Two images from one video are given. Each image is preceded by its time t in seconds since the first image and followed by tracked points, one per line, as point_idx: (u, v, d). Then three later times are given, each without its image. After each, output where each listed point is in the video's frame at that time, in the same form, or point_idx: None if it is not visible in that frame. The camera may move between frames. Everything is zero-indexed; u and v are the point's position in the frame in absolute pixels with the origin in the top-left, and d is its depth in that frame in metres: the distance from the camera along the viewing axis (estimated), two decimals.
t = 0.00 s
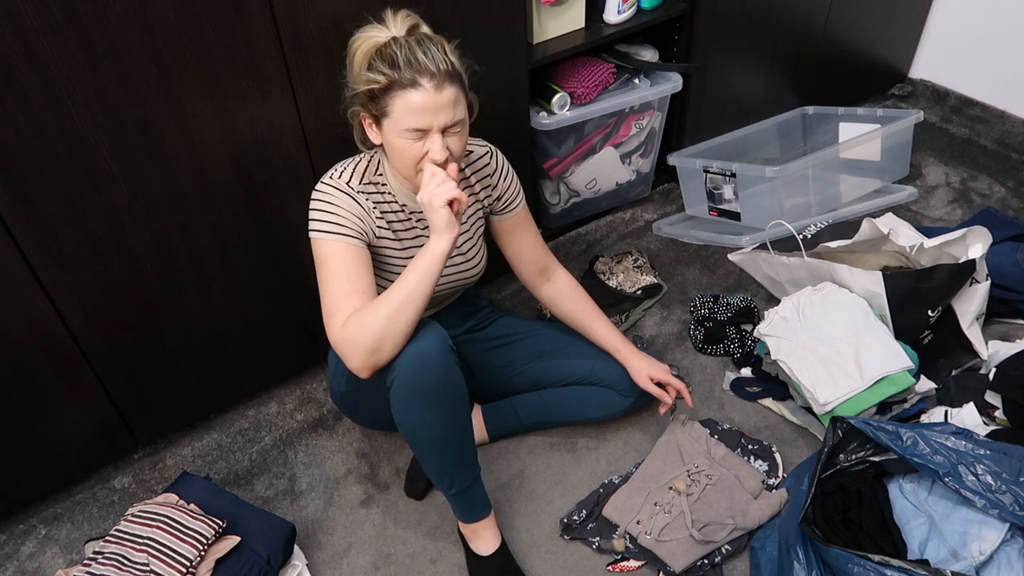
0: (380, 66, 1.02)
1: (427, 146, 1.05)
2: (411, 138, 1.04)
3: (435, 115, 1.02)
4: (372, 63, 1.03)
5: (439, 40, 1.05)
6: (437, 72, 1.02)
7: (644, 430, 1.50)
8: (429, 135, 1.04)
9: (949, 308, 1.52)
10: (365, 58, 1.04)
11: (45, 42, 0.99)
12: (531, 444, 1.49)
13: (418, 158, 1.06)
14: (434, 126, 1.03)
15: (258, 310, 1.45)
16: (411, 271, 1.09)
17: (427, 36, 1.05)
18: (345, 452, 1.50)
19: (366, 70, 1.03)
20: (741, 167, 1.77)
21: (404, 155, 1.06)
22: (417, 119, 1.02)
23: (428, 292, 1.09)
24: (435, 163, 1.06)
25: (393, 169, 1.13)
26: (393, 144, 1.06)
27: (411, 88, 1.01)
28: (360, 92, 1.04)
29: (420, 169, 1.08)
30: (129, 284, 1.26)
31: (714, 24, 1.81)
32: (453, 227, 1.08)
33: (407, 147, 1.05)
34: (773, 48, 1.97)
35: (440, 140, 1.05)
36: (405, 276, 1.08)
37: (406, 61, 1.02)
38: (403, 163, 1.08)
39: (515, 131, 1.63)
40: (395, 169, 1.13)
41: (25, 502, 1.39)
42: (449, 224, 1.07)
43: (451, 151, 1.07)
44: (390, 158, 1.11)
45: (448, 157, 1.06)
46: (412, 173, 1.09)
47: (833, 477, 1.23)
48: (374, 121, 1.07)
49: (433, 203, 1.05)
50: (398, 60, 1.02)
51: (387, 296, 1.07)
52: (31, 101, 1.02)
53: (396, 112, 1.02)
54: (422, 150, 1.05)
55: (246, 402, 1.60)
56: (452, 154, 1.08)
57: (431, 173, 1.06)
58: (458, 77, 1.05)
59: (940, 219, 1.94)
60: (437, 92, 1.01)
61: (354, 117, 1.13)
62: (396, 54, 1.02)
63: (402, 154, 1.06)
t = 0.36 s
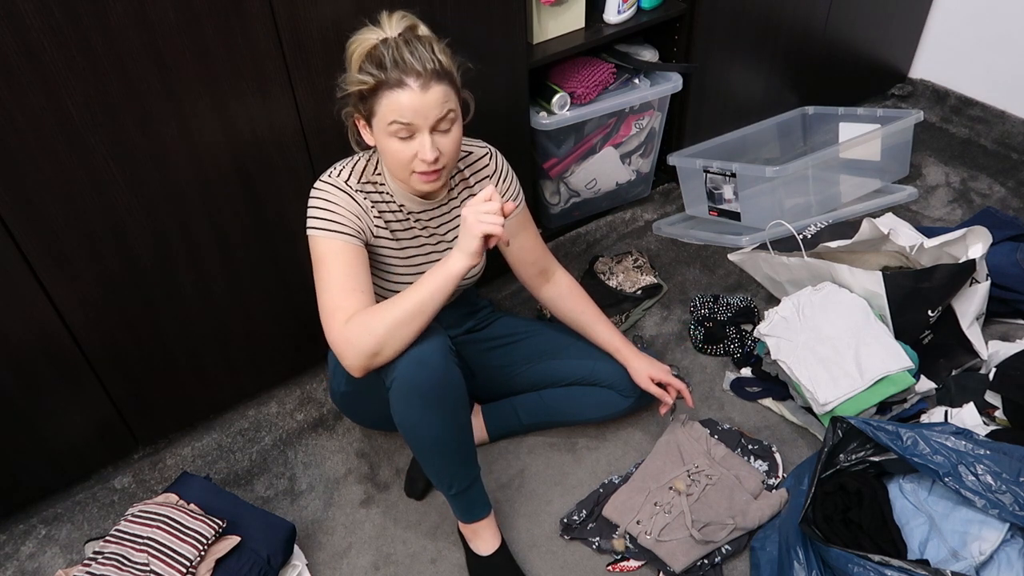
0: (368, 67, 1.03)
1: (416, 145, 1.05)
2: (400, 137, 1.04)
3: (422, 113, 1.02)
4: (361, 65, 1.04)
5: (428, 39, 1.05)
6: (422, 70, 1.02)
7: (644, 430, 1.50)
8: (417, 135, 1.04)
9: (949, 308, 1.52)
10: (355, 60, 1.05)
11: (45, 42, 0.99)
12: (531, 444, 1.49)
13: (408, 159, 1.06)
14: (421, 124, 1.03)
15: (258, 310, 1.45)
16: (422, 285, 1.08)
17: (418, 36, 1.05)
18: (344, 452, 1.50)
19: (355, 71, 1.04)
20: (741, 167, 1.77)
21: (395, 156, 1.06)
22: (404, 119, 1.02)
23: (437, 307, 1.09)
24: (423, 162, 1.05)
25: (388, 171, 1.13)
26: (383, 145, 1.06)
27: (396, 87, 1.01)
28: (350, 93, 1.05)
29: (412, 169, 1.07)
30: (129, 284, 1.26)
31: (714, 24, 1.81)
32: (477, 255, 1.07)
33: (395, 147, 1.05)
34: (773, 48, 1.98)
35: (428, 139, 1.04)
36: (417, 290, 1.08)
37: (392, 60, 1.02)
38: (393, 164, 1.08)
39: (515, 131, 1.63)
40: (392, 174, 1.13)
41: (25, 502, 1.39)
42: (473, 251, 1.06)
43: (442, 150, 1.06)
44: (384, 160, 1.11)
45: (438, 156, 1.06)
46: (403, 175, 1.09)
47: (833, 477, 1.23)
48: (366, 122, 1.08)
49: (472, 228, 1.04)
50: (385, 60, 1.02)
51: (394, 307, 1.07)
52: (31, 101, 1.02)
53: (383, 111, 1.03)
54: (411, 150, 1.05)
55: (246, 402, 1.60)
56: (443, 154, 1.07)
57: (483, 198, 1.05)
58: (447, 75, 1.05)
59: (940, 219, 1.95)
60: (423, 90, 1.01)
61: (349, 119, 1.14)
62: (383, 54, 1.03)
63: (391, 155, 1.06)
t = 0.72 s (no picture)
0: (343, 71, 1.06)
1: (400, 135, 1.05)
2: (384, 132, 1.05)
3: (396, 101, 1.03)
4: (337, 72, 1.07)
5: (396, 33, 1.07)
6: (391, 59, 1.04)
7: (644, 430, 1.50)
8: (399, 124, 1.05)
9: (950, 308, 1.52)
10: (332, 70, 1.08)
11: (45, 42, 0.99)
12: (531, 444, 1.49)
13: (396, 151, 1.06)
14: (398, 111, 1.03)
15: (257, 310, 1.45)
16: (429, 287, 1.09)
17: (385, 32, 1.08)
18: (344, 452, 1.50)
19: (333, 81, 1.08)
20: (741, 167, 1.77)
21: (384, 152, 1.07)
22: (381, 110, 1.03)
23: (446, 305, 1.10)
24: (408, 149, 1.05)
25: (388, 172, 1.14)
26: (372, 145, 1.08)
27: (368, 81, 1.03)
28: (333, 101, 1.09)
29: (403, 161, 1.07)
30: (130, 284, 1.26)
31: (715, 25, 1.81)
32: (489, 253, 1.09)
33: (381, 141, 1.06)
34: (773, 48, 1.98)
35: (410, 126, 1.05)
36: (428, 288, 1.09)
37: (362, 58, 1.04)
38: (386, 161, 1.08)
39: (515, 132, 1.63)
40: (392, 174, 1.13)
41: (26, 502, 1.39)
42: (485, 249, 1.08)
43: (426, 135, 1.06)
44: (380, 161, 1.12)
45: (423, 141, 1.05)
46: (398, 170, 1.09)
47: (834, 477, 1.23)
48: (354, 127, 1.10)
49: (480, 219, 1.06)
50: (356, 61, 1.05)
51: (404, 305, 1.08)
52: (32, 101, 1.02)
53: (361, 108, 1.05)
54: (397, 141, 1.05)
55: (246, 402, 1.60)
56: (430, 139, 1.06)
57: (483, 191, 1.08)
58: (419, 61, 1.06)
59: (940, 219, 1.95)
60: (393, 78, 1.03)
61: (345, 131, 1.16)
62: (354, 55, 1.05)
63: (380, 152, 1.07)
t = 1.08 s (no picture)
0: (341, 73, 1.06)
1: (400, 136, 1.05)
2: (384, 134, 1.05)
3: (396, 102, 1.03)
4: (335, 74, 1.07)
5: (395, 33, 1.07)
6: (390, 61, 1.04)
7: (644, 430, 1.50)
8: (400, 126, 1.05)
9: (950, 308, 1.52)
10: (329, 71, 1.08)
11: (45, 42, 0.99)
12: (531, 444, 1.49)
13: (396, 152, 1.06)
14: (398, 113, 1.03)
15: (257, 310, 1.45)
16: (426, 289, 1.09)
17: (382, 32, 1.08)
18: (344, 452, 1.50)
19: (331, 82, 1.07)
20: (741, 167, 1.77)
21: (384, 154, 1.07)
22: (381, 112, 1.03)
23: (444, 309, 1.10)
24: (409, 151, 1.05)
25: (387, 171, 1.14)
26: (372, 146, 1.08)
27: (367, 83, 1.03)
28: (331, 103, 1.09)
29: (404, 163, 1.07)
30: (130, 284, 1.26)
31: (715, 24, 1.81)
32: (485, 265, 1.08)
33: (381, 143, 1.06)
34: (773, 48, 1.98)
35: (411, 127, 1.05)
36: (426, 292, 1.09)
37: (361, 59, 1.04)
38: (386, 163, 1.08)
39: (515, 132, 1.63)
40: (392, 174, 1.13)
41: (26, 502, 1.39)
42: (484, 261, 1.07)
43: (427, 137, 1.06)
44: (380, 162, 1.12)
45: (424, 143, 1.05)
46: (398, 171, 1.09)
47: (834, 477, 1.23)
48: (354, 129, 1.10)
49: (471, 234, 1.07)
50: (354, 63, 1.05)
51: (401, 308, 1.08)
52: (32, 101, 1.02)
53: (361, 110, 1.05)
54: (397, 142, 1.05)
55: (246, 402, 1.60)
56: (431, 140, 1.06)
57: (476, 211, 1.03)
58: (418, 62, 1.06)
59: (940, 219, 1.95)
60: (393, 79, 1.03)
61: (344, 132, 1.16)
62: (352, 57, 1.05)
63: (380, 154, 1.07)
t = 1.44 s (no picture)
0: (370, 73, 1.02)
1: (429, 144, 1.05)
2: (413, 139, 1.04)
3: (432, 111, 1.03)
4: (359, 72, 1.03)
5: (417, 38, 1.07)
6: (425, 68, 1.03)
7: (644, 430, 1.50)
8: (431, 133, 1.05)
9: (950, 309, 1.52)
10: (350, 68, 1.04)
11: (45, 42, 0.99)
12: (531, 444, 1.49)
13: (422, 158, 1.06)
14: (432, 122, 1.04)
15: (257, 310, 1.45)
16: (432, 299, 1.09)
17: (404, 36, 1.06)
18: (344, 452, 1.50)
19: (354, 80, 1.03)
20: (741, 167, 1.77)
21: (408, 159, 1.06)
22: (417, 118, 1.02)
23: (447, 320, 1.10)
24: (439, 159, 1.06)
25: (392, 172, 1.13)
26: (394, 150, 1.06)
27: (404, 88, 1.01)
28: (352, 101, 1.04)
29: (427, 169, 1.07)
30: (130, 284, 1.26)
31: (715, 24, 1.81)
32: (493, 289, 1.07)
33: (409, 148, 1.05)
34: (773, 48, 1.98)
35: (441, 136, 1.05)
36: (431, 304, 1.08)
37: (395, 63, 1.02)
38: (406, 167, 1.08)
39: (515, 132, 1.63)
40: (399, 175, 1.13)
41: (26, 502, 1.39)
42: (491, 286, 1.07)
43: (452, 146, 1.08)
44: (391, 165, 1.10)
45: (451, 152, 1.07)
46: (416, 176, 1.09)
47: (834, 477, 1.23)
48: (371, 130, 1.06)
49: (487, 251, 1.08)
50: (386, 65, 1.02)
51: (404, 318, 1.08)
52: (31, 101, 1.02)
53: (393, 114, 1.02)
54: (425, 149, 1.05)
55: (246, 402, 1.60)
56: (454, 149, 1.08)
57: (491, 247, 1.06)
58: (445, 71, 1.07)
59: (940, 219, 1.95)
60: (430, 87, 1.02)
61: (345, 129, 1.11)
62: (383, 59, 1.02)
63: (402, 159, 1.06)
